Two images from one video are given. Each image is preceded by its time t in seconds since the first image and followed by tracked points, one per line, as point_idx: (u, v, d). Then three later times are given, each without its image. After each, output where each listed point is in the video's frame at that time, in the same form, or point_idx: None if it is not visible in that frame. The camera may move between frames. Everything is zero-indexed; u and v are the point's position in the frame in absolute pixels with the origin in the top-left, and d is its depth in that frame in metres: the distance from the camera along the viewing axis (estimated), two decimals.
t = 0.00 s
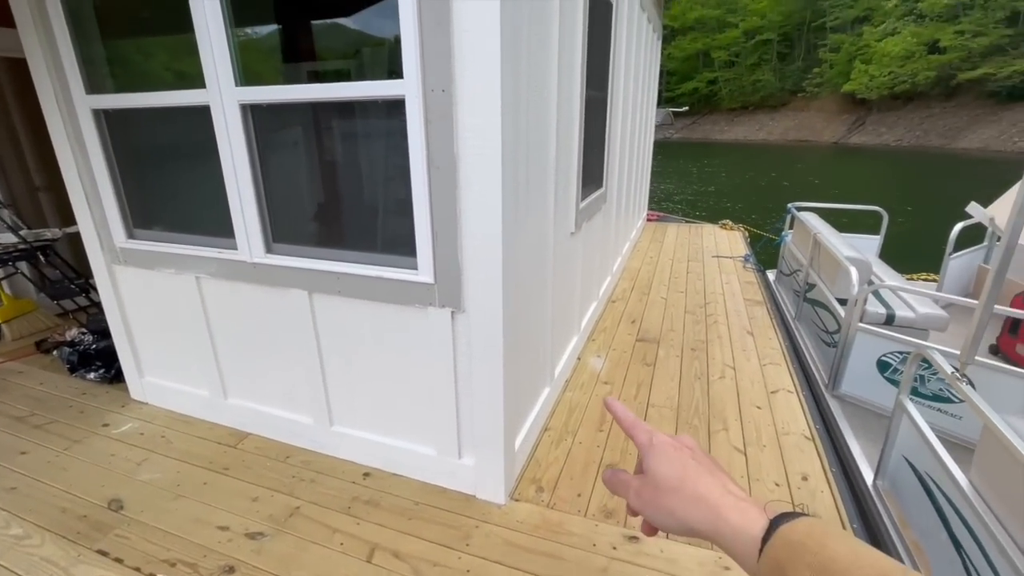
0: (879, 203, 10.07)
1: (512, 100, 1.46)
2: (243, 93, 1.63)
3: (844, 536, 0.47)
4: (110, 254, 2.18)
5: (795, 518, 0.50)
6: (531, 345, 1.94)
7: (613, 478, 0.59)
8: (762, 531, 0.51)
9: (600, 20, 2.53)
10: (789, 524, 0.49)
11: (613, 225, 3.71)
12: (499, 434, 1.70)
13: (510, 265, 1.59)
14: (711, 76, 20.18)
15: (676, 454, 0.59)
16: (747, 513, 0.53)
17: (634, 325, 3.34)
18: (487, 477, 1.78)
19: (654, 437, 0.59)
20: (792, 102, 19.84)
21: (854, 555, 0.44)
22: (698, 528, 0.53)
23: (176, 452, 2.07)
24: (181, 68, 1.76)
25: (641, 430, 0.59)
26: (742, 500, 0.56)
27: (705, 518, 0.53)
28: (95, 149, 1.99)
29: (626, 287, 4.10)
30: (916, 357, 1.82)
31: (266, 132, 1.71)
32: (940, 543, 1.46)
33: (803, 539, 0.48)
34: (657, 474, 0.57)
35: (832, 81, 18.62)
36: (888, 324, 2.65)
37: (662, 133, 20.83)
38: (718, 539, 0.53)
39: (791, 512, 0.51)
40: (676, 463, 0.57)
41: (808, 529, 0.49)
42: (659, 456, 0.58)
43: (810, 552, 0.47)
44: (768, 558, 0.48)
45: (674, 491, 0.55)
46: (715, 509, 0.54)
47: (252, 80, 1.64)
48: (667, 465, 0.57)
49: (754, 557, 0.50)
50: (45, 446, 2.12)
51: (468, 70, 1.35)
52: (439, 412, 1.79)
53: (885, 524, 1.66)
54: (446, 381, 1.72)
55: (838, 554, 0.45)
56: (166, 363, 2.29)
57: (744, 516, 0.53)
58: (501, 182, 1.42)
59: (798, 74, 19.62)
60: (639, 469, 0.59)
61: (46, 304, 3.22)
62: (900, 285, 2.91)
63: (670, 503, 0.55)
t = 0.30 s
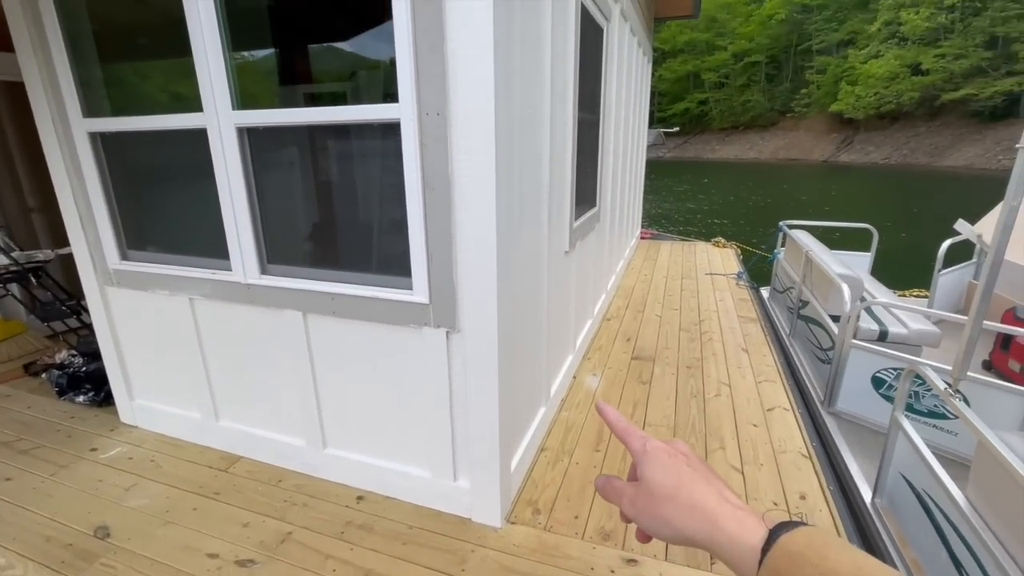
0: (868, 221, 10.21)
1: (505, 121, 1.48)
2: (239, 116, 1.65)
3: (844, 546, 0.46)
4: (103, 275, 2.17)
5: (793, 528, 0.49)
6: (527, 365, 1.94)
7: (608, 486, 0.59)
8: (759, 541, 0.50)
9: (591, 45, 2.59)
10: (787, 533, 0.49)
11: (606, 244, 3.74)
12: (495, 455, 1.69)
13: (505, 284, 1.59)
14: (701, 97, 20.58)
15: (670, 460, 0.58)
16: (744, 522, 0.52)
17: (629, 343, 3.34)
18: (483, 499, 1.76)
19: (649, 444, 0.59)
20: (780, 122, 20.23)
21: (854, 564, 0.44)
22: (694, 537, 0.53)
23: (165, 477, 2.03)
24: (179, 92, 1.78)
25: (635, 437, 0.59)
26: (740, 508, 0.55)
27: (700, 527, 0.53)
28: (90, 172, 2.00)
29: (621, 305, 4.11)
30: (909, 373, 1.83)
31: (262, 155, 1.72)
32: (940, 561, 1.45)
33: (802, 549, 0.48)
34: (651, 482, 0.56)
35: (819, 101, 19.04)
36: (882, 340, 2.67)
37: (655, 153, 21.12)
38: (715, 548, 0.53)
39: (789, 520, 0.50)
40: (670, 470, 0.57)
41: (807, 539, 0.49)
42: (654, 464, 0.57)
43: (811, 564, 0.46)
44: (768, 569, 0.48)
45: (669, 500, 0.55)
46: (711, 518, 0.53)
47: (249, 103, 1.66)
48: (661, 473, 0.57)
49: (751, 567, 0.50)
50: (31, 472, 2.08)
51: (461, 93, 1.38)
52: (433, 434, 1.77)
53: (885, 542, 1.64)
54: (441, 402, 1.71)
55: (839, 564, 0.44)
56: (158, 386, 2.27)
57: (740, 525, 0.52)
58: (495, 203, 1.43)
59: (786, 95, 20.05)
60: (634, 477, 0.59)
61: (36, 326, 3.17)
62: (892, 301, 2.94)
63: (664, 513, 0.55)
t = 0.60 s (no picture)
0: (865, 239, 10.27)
1: (504, 145, 1.50)
2: (241, 141, 1.67)
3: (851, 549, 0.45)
4: (101, 298, 2.17)
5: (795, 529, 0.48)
6: (526, 388, 1.92)
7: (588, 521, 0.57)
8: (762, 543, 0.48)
9: (588, 70, 2.64)
10: (792, 537, 0.48)
11: (605, 264, 3.75)
12: (494, 480, 1.66)
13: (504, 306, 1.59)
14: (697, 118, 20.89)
15: (641, 474, 0.58)
16: (744, 527, 0.51)
17: (629, 364, 3.31)
18: (483, 526, 1.72)
19: (614, 464, 0.59)
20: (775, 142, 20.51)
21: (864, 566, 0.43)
22: (690, 549, 0.51)
23: (159, 504, 1.99)
24: (182, 118, 1.80)
25: (600, 461, 0.59)
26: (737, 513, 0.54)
27: (690, 536, 0.51)
28: (92, 196, 2.01)
29: (620, 325, 4.10)
30: (912, 395, 1.82)
31: (263, 179, 1.74)
32: None
33: (808, 553, 0.46)
34: (628, 500, 0.55)
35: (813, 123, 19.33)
36: (883, 360, 2.66)
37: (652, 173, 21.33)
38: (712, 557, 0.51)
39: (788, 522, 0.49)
40: (642, 484, 0.56)
41: (812, 545, 0.48)
42: (625, 483, 0.57)
43: (817, 567, 0.45)
44: None
45: (652, 509, 0.54)
46: (694, 522, 0.52)
47: (251, 129, 1.68)
48: (635, 487, 0.56)
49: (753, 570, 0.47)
50: (20, 500, 2.03)
51: (459, 118, 1.40)
52: (432, 459, 1.75)
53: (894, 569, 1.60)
54: (440, 426, 1.69)
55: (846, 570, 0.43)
56: (153, 410, 2.24)
57: (730, 526, 0.51)
58: (494, 225, 1.44)
59: (780, 116, 20.38)
60: (608, 503, 0.58)
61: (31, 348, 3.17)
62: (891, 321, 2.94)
63: (655, 528, 0.52)
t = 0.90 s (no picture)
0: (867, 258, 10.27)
1: (505, 172, 1.52)
2: (247, 169, 1.70)
3: (816, 473, 0.39)
4: (104, 322, 2.18)
5: (754, 448, 0.40)
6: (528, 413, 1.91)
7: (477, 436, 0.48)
8: (712, 475, 0.40)
9: (588, 96, 2.69)
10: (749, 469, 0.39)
11: (607, 286, 3.75)
12: (495, 507, 1.64)
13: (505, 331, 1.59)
14: (697, 139, 21.12)
15: (536, 379, 0.46)
16: (684, 454, 0.42)
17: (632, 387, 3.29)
18: (484, 554, 1.70)
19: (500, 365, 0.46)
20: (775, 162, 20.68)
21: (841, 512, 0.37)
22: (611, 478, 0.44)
23: (156, 532, 1.97)
24: (190, 147, 1.84)
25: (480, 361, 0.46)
26: (675, 423, 0.45)
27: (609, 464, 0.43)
28: (99, 222, 2.04)
29: (622, 346, 4.08)
30: (916, 419, 1.81)
31: (268, 206, 1.77)
32: None
33: (775, 490, 0.37)
34: (527, 425, 0.45)
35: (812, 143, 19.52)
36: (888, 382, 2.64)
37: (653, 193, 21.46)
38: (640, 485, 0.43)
39: (743, 440, 0.41)
40: (538, 395, 0.45)
41: (771, 465, 0.39)
42: (518, 398, 0.45)
43: (779, 500, 0.37)
44: (730, 521, 0.37)
45: (554, 446, 0.44)
46: (608, 449, 0.43)
47: (256, 157, 1.72)
48: (532, 406, 0.45)
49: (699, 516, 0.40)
50: (17, 527, 2.01)
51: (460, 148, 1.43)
52: (432, 486, 1.73)
53: None
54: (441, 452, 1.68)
55: (819, 510, 0.37)
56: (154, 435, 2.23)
57: (660, 453, 0.42)
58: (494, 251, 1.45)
59: (780, 137, 20.59)
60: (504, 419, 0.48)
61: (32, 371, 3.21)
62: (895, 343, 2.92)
63: (566, 463, 0.44)
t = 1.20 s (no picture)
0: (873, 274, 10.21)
1: (507, 192, 1.55)
2: (253, 189, 1.74)
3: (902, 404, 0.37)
4: (112, 339, 2.21)
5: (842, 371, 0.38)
6: (530, 431, 1.91)
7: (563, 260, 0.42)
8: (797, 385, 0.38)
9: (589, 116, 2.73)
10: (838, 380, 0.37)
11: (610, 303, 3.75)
12: (496, 525, 1.63)
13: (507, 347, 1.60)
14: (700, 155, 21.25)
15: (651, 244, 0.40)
16: (774, 359, 0.38)
17: (636, 404, 3.27)
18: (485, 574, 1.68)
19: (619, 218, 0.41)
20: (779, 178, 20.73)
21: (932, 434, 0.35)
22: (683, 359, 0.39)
23: (158, 549, 1.96)
24: (199, 167, 1.88)
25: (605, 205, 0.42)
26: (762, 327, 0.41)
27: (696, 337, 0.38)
28: (109, 241, 2.08)
29: (627, 363, 4.06)
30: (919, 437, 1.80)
31: (274, 225, 1.80)
32: None
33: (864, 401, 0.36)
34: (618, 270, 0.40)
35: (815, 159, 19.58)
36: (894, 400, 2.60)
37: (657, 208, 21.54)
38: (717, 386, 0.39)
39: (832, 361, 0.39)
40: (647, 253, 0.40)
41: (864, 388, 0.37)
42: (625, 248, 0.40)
43: (870, 414, 0.35)
44: (809, 421, 0.36)
45: (638, 293, 0.39)
46: (693, 318, 0.38)
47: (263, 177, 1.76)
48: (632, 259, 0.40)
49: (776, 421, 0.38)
50: (20, 543, 2.02)
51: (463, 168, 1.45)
52: (434, 504, 1.72)
53: None
54: (443, 469, 1.67)
55: (910, 430, 0.35)
56: (157, 451, 2.24)
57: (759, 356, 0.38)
58: (495, 269, 1.47)
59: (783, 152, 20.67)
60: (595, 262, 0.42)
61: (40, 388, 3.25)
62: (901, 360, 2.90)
63: (639, 319, 0.39)
